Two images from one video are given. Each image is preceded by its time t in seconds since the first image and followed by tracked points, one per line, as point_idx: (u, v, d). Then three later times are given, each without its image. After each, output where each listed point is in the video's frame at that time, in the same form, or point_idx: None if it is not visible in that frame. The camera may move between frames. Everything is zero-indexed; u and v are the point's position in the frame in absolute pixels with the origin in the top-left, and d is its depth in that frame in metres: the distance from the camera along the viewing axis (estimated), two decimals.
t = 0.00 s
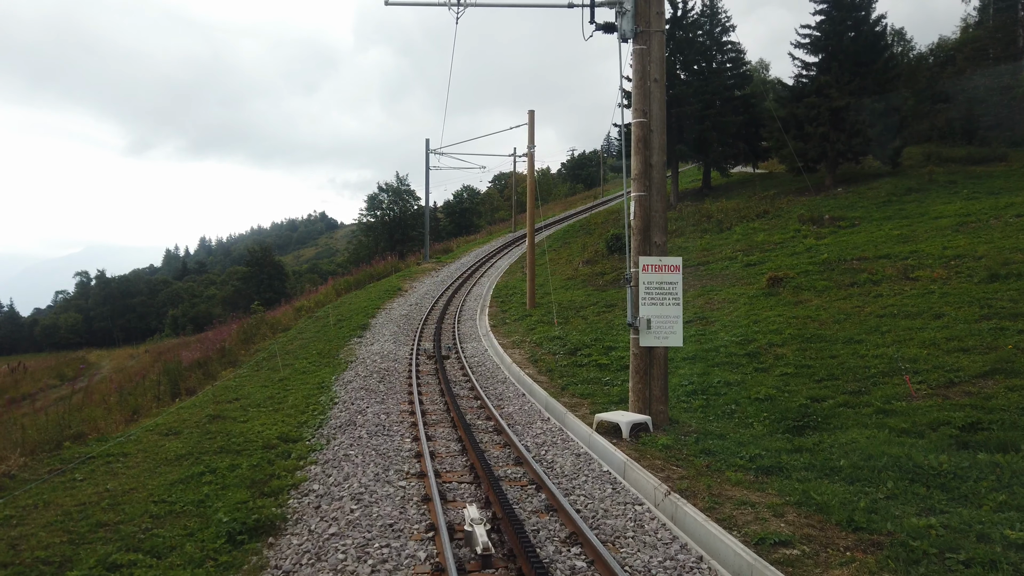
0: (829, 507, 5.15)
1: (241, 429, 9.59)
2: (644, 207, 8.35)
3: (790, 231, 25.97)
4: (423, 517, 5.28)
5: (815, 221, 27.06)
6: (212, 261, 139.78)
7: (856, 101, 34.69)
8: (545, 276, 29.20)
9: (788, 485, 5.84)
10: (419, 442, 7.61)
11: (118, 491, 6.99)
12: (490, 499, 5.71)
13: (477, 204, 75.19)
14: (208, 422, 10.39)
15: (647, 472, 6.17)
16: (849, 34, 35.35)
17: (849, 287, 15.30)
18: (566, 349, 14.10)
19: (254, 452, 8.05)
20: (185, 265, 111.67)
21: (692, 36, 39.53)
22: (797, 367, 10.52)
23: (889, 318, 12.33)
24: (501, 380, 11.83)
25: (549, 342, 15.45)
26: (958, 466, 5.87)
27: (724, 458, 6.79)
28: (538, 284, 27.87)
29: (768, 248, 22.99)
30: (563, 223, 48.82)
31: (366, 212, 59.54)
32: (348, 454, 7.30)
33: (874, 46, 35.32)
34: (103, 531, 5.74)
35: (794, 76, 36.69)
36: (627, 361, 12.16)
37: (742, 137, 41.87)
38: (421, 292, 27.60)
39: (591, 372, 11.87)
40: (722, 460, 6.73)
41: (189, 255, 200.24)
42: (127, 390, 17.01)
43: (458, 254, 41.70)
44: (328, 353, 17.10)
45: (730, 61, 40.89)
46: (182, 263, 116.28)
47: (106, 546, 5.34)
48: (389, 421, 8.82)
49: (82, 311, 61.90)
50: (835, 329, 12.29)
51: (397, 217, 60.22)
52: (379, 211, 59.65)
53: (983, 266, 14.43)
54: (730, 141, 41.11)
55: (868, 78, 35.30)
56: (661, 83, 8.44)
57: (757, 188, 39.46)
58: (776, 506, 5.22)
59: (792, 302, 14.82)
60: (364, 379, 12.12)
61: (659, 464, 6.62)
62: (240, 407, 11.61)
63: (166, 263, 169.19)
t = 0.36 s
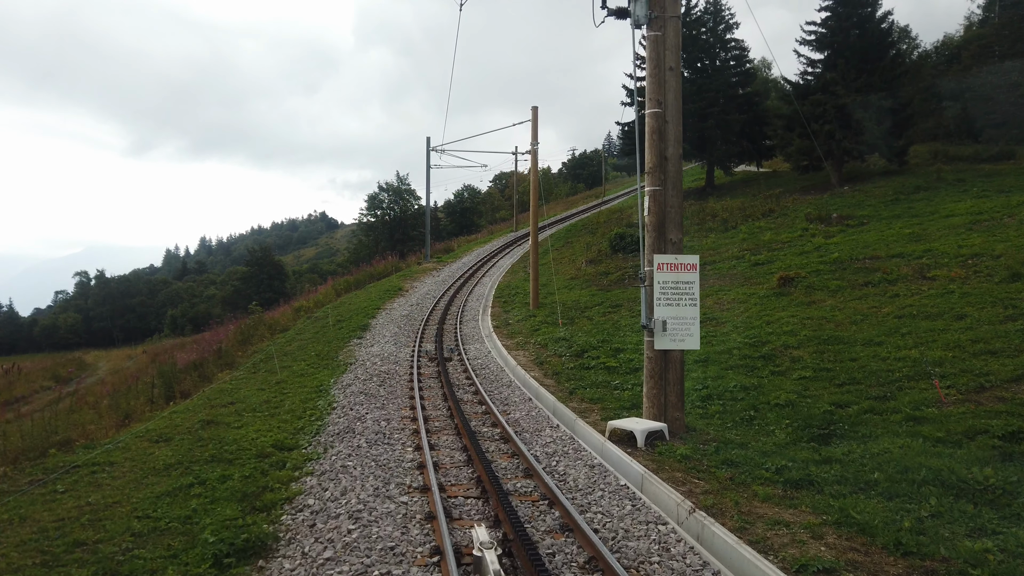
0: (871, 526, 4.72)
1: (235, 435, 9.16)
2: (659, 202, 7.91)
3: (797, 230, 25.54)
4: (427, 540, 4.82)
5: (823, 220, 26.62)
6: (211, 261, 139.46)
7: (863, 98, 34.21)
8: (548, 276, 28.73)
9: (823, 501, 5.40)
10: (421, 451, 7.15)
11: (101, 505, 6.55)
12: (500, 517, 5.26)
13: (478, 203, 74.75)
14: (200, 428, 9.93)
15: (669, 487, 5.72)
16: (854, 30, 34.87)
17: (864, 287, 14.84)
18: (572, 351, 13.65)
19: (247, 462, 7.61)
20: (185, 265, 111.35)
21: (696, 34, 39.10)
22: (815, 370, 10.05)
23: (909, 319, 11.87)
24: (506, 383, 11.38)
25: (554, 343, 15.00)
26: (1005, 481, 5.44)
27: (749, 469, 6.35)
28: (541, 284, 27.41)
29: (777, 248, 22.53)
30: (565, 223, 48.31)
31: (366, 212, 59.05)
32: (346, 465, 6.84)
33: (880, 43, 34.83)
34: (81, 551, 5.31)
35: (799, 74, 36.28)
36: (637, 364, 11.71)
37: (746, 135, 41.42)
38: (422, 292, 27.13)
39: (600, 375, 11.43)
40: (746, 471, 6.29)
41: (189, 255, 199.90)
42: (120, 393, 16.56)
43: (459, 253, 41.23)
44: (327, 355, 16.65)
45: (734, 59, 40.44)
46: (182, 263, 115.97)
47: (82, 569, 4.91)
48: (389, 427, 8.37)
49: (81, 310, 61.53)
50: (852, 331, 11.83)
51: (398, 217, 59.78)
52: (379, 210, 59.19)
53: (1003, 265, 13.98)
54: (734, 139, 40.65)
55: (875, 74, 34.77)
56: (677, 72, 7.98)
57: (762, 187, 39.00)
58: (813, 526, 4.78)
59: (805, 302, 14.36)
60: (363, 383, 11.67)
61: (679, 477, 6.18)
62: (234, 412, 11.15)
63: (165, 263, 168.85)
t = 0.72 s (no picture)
0: (925, 553, 4.28)
1: (227, 443, 8.71)
2: (676, 197, 7.45)
3: (805, 229, 25.08)
4: (432, 568, 4.37)
5: (831, 218, 26.15)
6: (211, 260, 139.10)
7: (870, 95, 33.72)
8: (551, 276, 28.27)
9: (866, 521, 4.95)
10: (425, 462, 6.69)
11: (81, 521, 6.11)
12: (511, 539, 4.81)
13: (479, 202, 74.33)
14: (191, 435, 9.47)
15: (694, 504, 5.27)
16: (862, 26, 34.31)
17: (879, 287, 14.37)
18: (579, 353, 13.18)
19: (239, 472, 7.17)
20: (185, 264, 110.97)
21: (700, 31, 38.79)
22: (837, 374, 9.58)
23: (932, 320, 11.40)
24: (512, 387, 10.90)
25: (560, 345, 14.53)
26: None
27: (779, 483, 5.90)
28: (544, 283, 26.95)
29: (785, 247, 22.08)
30: (567, 222, 47.83)
31: (366, 211, 58.56)
32: (344, 478, 6.38)
33: (888, 39, 34.27)
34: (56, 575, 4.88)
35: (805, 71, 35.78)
36: (648, 367, 11.24)
37: (751, 133, 40.96)
38: (424, 291, 26.66)
39: (609, 378, 10.96)
40: (775, 485, 5.84)
41: (189, 254, 199.62)
42: (113, 395, 16.08)
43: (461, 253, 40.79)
44: (326, 356, 16.18)
45: (738, 56, 40.17)
46: (181, 262, 115.62)
47: None
48: (390, 434, 7.91)
49: (81, 309, 61.16)
50: (872, 332, 11.36)
51: (398, 215, 59.36)
52: (380, 209, 58.77)
53: None
54: (739, 137, 40.19)
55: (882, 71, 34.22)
56: (694, 59, 7.53)
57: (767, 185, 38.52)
58: (860, 552, 4.34)
59: (819, 303, 13.91)
60: (362, 386, 11.19)
61: (704, 492, 5.73)
62: (228, 417, 10.69)
63: (165, 263, 168.43)
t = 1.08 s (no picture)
0: None
1: (218, 452, 8.25)
2: (695, 192, 7.00)
3: (813, 229, 24.64)
4: None
5: (840, 217, 25.70)
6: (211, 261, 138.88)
7: (876, 93, 33.27)
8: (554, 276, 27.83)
9: (916, 546, 4.51)
10: (428, 476, 6.23)
11: (57, 541, 5.66)
12: (524, 568, 4.35)
13: (480, 202, 73.94)
14: (182, 443, 9.02)
15: (723, 525, 4.82)
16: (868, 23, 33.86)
17: (896, 287, 13.92)
18: (586, 356, 12.73)
19: (229, 486, 6.70)
20: (185, 264, 110.73)
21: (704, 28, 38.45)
22: (860, 379, 9.13)
23: (955, 322, 10.95)
24: (518, 392, 10.45)
25: (566, 347, 14.08)
26: None
27: (812, 500, 5.46)
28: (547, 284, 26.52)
29: (794, 247, 21.65)
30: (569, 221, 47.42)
31: (366, 211, 58.15)
32: (341, 494, 5.92)
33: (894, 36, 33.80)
34: None
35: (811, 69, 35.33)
36: (660, 371, 10.79)
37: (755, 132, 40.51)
38: (425, 292, 26.22)
39: (619, 382, 10.52)
40: (807, 503, 5.40)
41: (190, 255, 199.55)
42: (106, 398, 15.65)
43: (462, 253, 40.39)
44: (325, 359, 15.74)
45: (742, 54, 39.94)
46: (181, 262, 115.31)
47: None
48: (391, 444, 7.44)
49: (80, 309, 60.90)
50: (893, 335, 10.91)
51: (399, 215, 58.98)
52: (381, 209, 58.41)
53: None
54: (743, 136, 39.74)
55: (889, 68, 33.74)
56: (714, 45, 7.08)
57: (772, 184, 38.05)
58: None
59: (834, 304, 13.48)
60: (361, 391, 10.73)
61: (732, 511, 5.29)
62: (220, 424, 10.22)
63: (165, 263, 168.19)
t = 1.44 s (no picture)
0: None
1: (209, 462, 7.84)
2: (716, 186, 6.56)
3: (821, 228, 24.19)
4: None
5: (848, 216, 25.28)
6: (211, 261, 138.53)
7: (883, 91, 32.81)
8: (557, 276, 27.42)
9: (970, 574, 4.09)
10: (432, 491, 5.80)
11: (31, 562, 5.25)
12: None
13: (481, 202, 73.52)
14: (171, 452, 8.59)
15: (755, 549, 4.38)
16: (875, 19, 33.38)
17: (913, 287, 13.51)
18: (593, 359, 12.28)
19: (219, 502, 6.29)
20: (185, 264, 110.44)
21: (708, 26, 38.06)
22: (884, 384, 8.70)
23: (979, 323, 10.53)
24: (524, 397, 10.01)
25: (572, 350, 13.63)
26: None
27: (849, 519, 5.03)
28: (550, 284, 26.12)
29: (802, 247, 21.23)
30: (571, 220, 47.01)
31: (367, 211, 57.74)
32: (337, 512, 5.49)
33: (901, 33, 33.34)
34: None
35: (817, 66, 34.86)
36: (672, 375, 10.34)
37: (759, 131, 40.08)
38: (426, 292, 25.79)
39: (629, 387, 10.08)
40: (844, 522, 4.97)
41: (190, 255, 199.36)
42: (98, 402, 15.24)
43: (463, 252, 40.01)
44: (324, 361, 15.31)
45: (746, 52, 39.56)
46: (181, 263, 115.06)
47: None
48: (391, 454, 7.01)
49: (79, 310, 60.62)
50: (915, 337, 10.48)
51: (400, 215, 58.58)
52: (381, 208, 58.01)
53: None
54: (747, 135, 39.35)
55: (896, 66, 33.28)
56: (735, 28, 6.62)
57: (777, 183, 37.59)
58: None
59: (849, 304, 13.06)
60: (360, 396, 10.28)
61: (763, 532, 4.87)
62: (213, 430, 9.79)
63: (166, 264, 168.02)
